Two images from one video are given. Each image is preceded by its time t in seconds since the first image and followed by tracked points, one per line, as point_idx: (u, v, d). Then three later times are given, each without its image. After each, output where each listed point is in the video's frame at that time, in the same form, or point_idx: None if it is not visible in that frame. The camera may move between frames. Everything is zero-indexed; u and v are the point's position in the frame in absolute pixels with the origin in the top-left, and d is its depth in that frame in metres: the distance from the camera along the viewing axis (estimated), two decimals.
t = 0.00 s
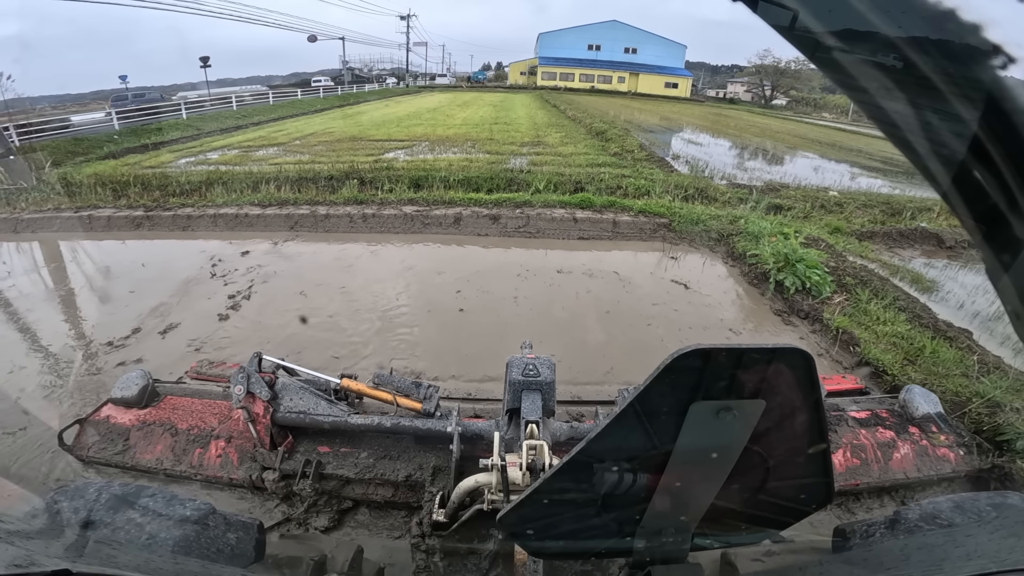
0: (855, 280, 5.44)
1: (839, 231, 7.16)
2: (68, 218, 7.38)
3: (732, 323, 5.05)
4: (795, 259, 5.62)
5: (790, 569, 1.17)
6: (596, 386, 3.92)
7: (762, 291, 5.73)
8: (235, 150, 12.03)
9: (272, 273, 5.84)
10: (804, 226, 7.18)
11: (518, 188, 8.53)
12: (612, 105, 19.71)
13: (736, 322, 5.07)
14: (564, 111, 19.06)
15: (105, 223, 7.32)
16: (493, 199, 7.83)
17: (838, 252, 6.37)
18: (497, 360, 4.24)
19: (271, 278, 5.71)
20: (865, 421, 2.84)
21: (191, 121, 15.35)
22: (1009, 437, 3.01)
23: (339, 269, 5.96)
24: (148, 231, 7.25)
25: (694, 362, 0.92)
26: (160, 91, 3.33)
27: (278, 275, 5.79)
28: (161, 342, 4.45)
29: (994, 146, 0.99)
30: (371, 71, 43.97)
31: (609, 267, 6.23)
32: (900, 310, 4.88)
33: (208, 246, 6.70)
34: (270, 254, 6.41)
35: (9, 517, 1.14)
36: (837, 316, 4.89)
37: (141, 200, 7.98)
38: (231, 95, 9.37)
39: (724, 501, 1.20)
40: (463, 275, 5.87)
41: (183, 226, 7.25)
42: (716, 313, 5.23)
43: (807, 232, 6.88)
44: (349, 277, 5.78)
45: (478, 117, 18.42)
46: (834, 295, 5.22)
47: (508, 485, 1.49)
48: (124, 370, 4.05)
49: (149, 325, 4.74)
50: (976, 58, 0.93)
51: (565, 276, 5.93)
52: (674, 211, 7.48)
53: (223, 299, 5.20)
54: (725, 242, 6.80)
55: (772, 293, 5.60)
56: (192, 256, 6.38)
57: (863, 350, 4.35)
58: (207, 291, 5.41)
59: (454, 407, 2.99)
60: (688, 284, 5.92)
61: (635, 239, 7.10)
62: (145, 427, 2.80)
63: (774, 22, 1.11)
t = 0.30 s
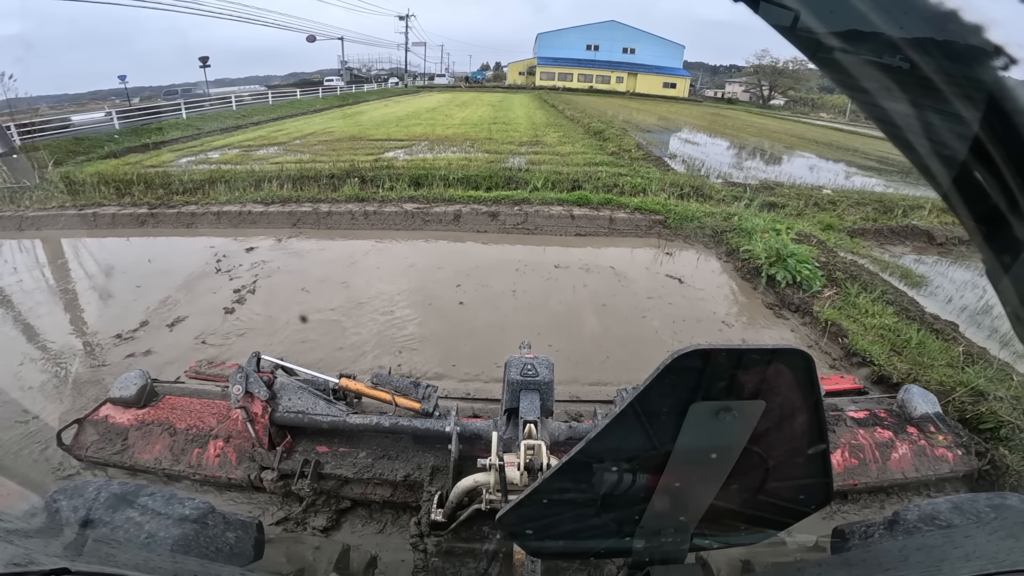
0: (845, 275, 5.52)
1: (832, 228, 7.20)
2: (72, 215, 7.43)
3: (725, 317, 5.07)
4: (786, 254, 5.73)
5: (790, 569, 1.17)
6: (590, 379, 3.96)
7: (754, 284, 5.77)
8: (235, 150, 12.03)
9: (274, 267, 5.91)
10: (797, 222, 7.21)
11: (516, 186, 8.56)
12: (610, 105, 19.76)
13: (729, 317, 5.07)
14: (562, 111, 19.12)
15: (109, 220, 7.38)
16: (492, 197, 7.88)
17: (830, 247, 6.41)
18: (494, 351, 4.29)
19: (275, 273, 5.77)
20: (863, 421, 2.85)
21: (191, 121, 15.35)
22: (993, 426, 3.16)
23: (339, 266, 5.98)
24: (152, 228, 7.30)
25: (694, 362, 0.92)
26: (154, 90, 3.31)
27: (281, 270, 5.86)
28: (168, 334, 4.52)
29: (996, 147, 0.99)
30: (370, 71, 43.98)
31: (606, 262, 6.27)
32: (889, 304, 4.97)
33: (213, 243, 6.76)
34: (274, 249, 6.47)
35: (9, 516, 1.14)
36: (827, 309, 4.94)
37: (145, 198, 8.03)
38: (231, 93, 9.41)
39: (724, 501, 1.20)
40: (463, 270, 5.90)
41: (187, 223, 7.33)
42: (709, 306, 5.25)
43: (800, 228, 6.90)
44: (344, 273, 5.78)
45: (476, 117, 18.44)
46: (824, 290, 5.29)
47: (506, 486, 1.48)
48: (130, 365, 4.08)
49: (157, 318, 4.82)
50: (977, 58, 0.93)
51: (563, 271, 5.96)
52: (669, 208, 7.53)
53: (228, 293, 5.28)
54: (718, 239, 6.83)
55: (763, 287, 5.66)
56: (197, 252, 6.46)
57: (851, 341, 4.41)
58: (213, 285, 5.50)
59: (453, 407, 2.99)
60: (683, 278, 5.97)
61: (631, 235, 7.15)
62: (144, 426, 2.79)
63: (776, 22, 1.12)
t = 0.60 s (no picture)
0: (836, 270, 5.62)
1: (825, 225, 7.18)
2: (78, 213, 7.48)
3: (720, 310, 5.15)
4: (779, 249, 5.76)
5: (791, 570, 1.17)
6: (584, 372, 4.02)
7: (747, 280, 5.88)
8: (236, 149, 12.04)
9: (277, 264, 6.01)
10: (791, 219, 7.21)
11: (515, 184, 8.59)
12: (608, 104, 19.80)
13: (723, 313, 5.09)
14: (561, 110, 19.15)
15: (115, 218, 7.46)
16: (491, 194, 7.93)
17: (822, 243, 6.45)
18: (485, 341, 4.37)
19: (279, 269, 5.87)
20: (864, 421, 2.84)
21: (191, 121, 15.35)
22: (979, 414, 3.34)
23: (340, 264, 6.00)
24: (157, 225, 7.36)
25: (697, 362, 0.92)
26: (150, 90, 3.30)
27: (285, 266, 5.95)
28: (178, 328, 4.62)
29: (998, 147, 0.99)
30: (369, 71, 43.97)
31: (603, 257, 6.37)
32: (878, 297, 5.10)
33: (218, 240, 6.84)
34: (280, 246, 6.59)
35: (11, 515, 1.15)
36: (817, 301, 5.06)
37: (150, 196, 8.08)
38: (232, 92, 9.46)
39: (725, 501, 1.20)
40: (463, 265, 5.96)
41: (191, 221, 7.40)
42: (703, 300, 5.33)
43: (792, 224, 6.93)
44: (341, 271, 5.79)
45: (476, 117, 18.27)
46: (815, 284, 5.35)
47: (508, 486, 1.48)
48: (139, 361, 4.14)
49: (166, 312, 4.94)
50: (979, 58, 0.92)
51: (562, 267, 6.03)
52: (666, 205, 7.60)
53: (236, 287, 5.40)
54: (713, 235, 6.90)
55: (756, 282, 5.76)
56: (202, 249, 6.56)
57: (841, 333, 4.54)
58: (220, 279, 5.62)
59: (454, 407, 2.99)
60: (678, 273, 6.07)
61: (628, 232, 7.23)
62: (146, 427, 2.80)
63: (778, 22, 1.13)
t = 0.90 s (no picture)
0: (828, 265, 5.74)
1: (819, 222, 7.37)
2: (84, 210, 7.52)
3: (714, 304, 5.28)
4: (772, 245, 5.90)
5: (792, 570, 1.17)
6: (579, 356, 4.22)
7: (741, 274, 5.98)
8: (237, 148, 12.06)
9: (284, 259, 6.10)
10: (785, 217, 7.35)
11: (515, 182, 8.63)
12: (607, 104, 19.86)
13: (717, 306, 5.22)
14: (560, 110, 19.23)
15: (120, 215, 7.50)
16: (491, 192, 7.99)
17: (815, 240, 6.60)
18: (484, 333, 4.53)
19: (285, 263, 5.98)
20: (864, 421, 2.84)
21: (192, 120, 15.36)
22: (963, 403, 3.45)
23: (341, 262, 6.03)
24: (162, 222, 7.41)
25: (697, 362, 0.92)
26: (148, 89, 3.30)
27: (291, 261, 6.04)
28: (186, 321, 4.69)
29: (999, 146, 0.99)
30: (368, 71, 43.97)
31: (600, 253, 6.49)
32: (868, 291, 5.24)
33: (222, 237, 6.90)
34: (284, 242, 6.65)
35: (11, 515, 1.15)
36: (808, 294, 5.20)
37: (154, 194, 8.10)
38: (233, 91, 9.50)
39: (726, 501, 1.20)
40: (465, 261, 6.09)
41: (195, 218, 7.44)
42: (698, 295, 5.45)
43: (787, 221, 7.08)
44: (340, 269, 5.81)
45: (476, 116, 18.38)
46: (808, 278, 5.49)
47: (508, 486, 1.48)
48: (151, 351, 4.24)
49: (174, 305, 5.02)
50: (979, 58, 0.92)
51: (561, 261, 6.18)
52: (662, 203, 7.68)
53: (241, 282, 5.48)
54: (708, 232, 6.99)
55: (750, 276, 5.88)
56: (208, 245, 6.64)
57: (831, 325, 4.67)
58: (226, 274, 5.71)
59: (454, 407, 2.99)
60: (673, 268, 6.18)
61: (625, 229, 7.32)
62: (146, 427, 2.80)
63: (778, 22, 1.13)
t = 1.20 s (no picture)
0: (820, 260, 5.81)
1: (813, 220, 7.27)
2: (89, 207, 7.53)
3: (709, 297, 5.35)
4: (765, 241, 5.96)
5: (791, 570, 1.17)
6: (575, 347, 4.34)
7: (735, 269, 6.02)
8: (238, 148, 12.08)
9: (289, 254, 6.16)
10: (779, 213, 7.40)
11: (514, 180, 8.65)
12: (604, 104, 19.91)
13: (711, 300, 5.30)
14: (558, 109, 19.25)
15: (125, 213, 7.51)
16: (491, 189, 8.03)
17: (808, 236, 6.63)
18: (483, 323, 4.63)
19: (289, 258, 6.05)
20: (864, 421, 2.84)
21: (192, 120, 15.36)
22: (950, 392, 3.57)
23: (341, 259, 6.04)
24: (166, 220, 7.45)
25: (696, 362, 0.92)
26: (147, 89, 3.30)
27: (295, 257, 6.09)
28: (193, 315, 4.75)
29: (998, 146, 0.98)
30: (367, 70, 43.89)
31: (598, 248, 6.56)
32: (859, 285, 5.33)
33: (227, 234, 6.95)
34: (288, 238, 6.70)
35: (11, 516, 1.14)
36: (800, 289, 5.24)
37: (158, 192, 8.11)
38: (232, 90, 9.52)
39: (725, 501, 1.20)
40: (465, 256, 6.16)
41: (199, 216, 7.48)
42: (693, 288, 5.52)
43: (781, 219, 7.11)
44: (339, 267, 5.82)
45: (475, 116, 18.44)
46: (799, 273, 5.55)
47: (508, 485, 1.48)
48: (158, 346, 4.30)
49: (181, 300, 5.08)
50: (978, 58, 0.93)
51: (559, 256, 6.26)
52: (659, 200, 7.73)
53: (246, 276, 5.55)
54: (704, 229, 7.01)
55: (744, 271, 5.90)
56: (213, 241, 6.67)
57: (822, 318, 4.71)
58: (232, 269, 5.77)
59: (454, 407, 2.99)
60: (669, 263, 6.24)
61: (623, 226, 7.38)
62: (145, 426, 2.80)
63: (778, 22, 1.13)
